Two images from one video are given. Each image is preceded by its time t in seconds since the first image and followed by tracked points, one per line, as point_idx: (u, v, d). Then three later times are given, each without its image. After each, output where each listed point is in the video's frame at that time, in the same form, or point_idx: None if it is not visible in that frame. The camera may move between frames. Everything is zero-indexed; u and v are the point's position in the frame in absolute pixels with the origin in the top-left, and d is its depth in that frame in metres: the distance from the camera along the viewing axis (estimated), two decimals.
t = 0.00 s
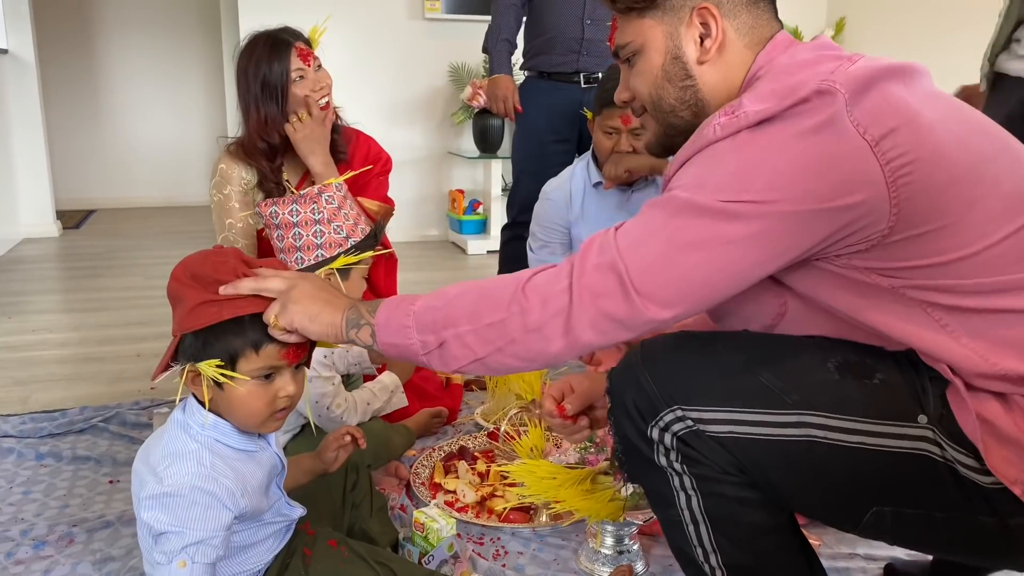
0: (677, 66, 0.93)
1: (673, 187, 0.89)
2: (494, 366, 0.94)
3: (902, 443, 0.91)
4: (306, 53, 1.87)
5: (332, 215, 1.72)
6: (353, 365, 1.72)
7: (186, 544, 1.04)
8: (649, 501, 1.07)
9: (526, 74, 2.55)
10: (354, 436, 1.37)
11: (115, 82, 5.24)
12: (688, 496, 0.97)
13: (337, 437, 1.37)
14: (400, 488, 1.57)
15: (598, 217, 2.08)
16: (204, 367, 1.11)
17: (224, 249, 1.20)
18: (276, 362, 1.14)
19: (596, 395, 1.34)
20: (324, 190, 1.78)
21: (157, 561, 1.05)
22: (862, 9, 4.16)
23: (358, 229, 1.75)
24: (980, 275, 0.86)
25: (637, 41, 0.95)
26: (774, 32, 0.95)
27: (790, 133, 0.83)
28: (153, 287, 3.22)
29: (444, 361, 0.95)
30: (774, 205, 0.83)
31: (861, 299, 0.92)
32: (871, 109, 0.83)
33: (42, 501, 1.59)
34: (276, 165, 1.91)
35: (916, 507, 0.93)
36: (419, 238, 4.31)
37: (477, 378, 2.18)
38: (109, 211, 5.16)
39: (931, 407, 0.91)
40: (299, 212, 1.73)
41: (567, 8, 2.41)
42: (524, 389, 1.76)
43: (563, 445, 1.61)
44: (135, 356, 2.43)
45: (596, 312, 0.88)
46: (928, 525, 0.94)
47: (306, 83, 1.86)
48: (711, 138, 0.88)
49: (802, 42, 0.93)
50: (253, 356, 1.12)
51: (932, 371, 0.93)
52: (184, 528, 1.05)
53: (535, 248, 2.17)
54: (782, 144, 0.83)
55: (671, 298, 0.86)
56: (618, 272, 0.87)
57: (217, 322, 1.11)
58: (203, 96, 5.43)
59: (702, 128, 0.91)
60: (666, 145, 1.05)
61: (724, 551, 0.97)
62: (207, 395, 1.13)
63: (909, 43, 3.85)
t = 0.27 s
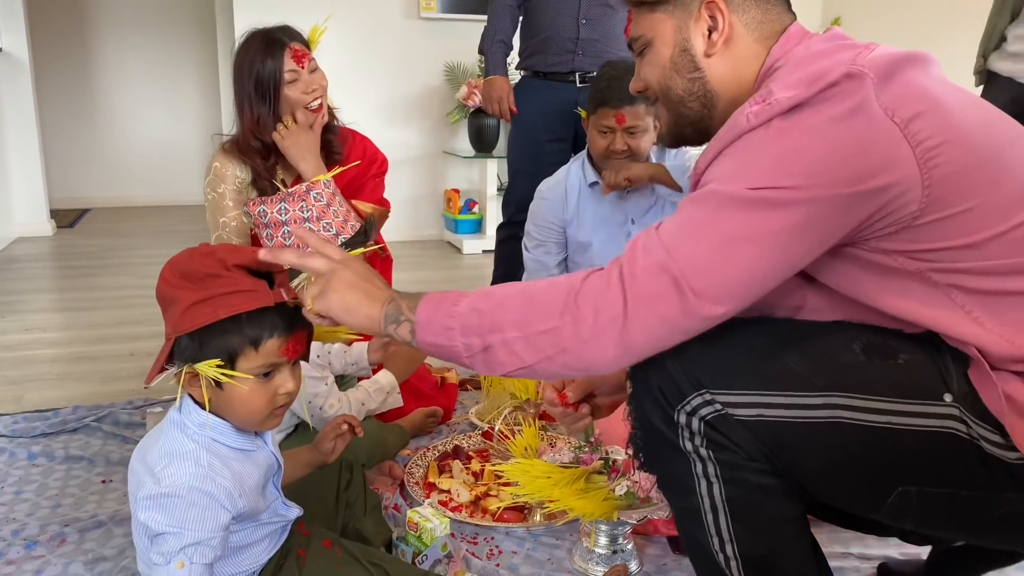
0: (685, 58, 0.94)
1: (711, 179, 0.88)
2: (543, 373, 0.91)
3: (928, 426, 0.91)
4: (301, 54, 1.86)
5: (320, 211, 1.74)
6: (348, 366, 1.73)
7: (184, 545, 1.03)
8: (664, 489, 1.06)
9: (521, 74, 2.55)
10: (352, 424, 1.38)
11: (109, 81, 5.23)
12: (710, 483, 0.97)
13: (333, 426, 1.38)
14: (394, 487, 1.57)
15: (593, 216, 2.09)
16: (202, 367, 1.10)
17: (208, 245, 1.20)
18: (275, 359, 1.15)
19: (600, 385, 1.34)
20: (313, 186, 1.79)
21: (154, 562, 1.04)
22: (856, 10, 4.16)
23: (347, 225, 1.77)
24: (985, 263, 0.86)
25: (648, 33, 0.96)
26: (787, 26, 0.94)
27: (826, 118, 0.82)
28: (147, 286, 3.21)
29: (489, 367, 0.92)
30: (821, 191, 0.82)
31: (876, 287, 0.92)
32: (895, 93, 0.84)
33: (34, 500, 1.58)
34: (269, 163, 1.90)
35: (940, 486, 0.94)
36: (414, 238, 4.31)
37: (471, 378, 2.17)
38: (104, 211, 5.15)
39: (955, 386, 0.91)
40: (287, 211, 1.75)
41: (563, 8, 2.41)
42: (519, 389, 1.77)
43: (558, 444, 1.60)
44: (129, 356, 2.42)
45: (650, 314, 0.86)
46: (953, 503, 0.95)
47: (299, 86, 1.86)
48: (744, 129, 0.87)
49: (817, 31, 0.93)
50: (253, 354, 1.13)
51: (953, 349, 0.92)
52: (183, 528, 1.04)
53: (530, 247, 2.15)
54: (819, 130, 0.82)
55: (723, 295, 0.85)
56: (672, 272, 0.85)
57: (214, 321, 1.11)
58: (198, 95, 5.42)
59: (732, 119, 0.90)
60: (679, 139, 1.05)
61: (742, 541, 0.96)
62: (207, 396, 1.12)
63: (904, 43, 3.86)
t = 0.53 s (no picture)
0: (698, 46, 0.94)
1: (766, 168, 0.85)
2: (660, 387, 0.88)
3: (951, 407, 0.91)
4: (287, 65, 1.83)
5: (315, 211, 1.78)
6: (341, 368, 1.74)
7: (172, 545, 1.02)
8: (679, 476, 1.07)
9: (515, 73, 2.55)
10: (341, 426, 1.35)
11: (101, 79, 5.20)
12: (732, 468, 0.99)
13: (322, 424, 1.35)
14: (387, 487, 1.56)
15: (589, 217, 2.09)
16: (193, 364, 1.09)
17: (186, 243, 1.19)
18: (265, 352, 1.14)
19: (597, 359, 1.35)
20: (307, 187, 1.83)
21: (141, 563, 1.03)
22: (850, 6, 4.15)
23: (341, 227, 1.80)
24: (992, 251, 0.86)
25: (666, 21, 0.96)
26: (805, 17, 0.93)
27: (874, 97, 0.82)
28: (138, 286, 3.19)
29: (603, 378, 0.90)
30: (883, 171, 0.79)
31: (895, 277, 0.91)
32: (928, 75, 0.84)
33: (24, 501, 1.57)
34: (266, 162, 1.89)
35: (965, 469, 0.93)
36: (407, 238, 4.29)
37: (465, 377, 2.16)
38: (96, 210, 5.12)
39: (977, 367, 0.91)
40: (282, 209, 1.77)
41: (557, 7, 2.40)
42: (513, 387, 1.77)
43: (552, 444, 1.60)
44: (120, 355, 2.41)
45: (759, 318, 0.81)
46: (975, 485, 0.94)
47: (280, 96, 1.84)
48: (791, 116, 0.85)
49: (837, 23, 0.92)
50: (243, 348, 1.12)
51: (974, 333, 0.92)
52: (171, 529, 1.03)
53: (524, 247, 2.14)
54: (870, 109, 0.81)
55: (822, 285, 0.81)
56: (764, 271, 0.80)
57: (203, 317, 1.10)
58: (191, 94, 5.39)
59: (772, 110, 0.88)
60: (694, 128, 1.05)
61: (759, 529, 0.98)
62: (197, 393, 1.11)
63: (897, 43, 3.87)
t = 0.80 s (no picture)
0: (714, 31, 0.92)
1: (808, 132, 0.84)
2: (739, 336, 0.86)
3: (965, 393, 0.91)
4: (293, 67, 1.83)
5: (321, 213, 1.80)
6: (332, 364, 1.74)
7: (164, 541, 1.01)
8: (688, 460, 1.05)
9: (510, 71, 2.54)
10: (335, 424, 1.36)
11: (94, 78, 5.18)
12: (746, 453, 0.97)
13: (317, 421, 1.36)
14: (383, 486, 1.57)
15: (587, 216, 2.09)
16: (191, 354, 1.09)
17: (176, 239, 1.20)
18: (262, 340, 1.14)
19: (597, 353, 1.37)
20: (314, 188, 1.86)
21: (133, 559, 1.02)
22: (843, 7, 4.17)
23: (347, 229, 1.82)
24: (996, 239, 0.87)
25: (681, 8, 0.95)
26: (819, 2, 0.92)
27: (905, 66, 0.83)
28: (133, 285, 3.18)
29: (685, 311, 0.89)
30: (935, 130, 0.79)
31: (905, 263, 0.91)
32: (952, 53, 0.86)
33: (16, 501, 1.55)
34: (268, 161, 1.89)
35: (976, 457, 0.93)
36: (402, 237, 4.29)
37: (461, 376, 2.15)
38: (89, 209, 5.10)
39: (989, 353, 0.91)
40: (288, 209, 1.80)
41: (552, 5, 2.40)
42: (508, 385, 1.75)
43: (547, 442, 1.60)
44: (113, 354, 2.40)
45: (837, 271, 0.78)
46: (988, 470, 0.93)
47: (284, 97, 1.84)
48: (826, 85, 0.85)
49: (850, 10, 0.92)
50: (240, 336, 1.12)
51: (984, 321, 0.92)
52: (164, 524, 1.02)
53: (523, 246, 2.14)
54: (904, 74, 0.82)
55: (891, 242, 0.79)
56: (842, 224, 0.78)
57: (197, 307, 1.10)
58: (184, 93, 5.38)
59: (803, 82, 0.87)
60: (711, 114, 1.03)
61: (770, 516, 0.97)
62: (195, 384, 1.10)
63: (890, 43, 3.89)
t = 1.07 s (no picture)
0: (720, 40, 0.92)
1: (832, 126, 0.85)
2: (773, 335, 0.90)
3: (967, 388, 0.91)
4: (301, 69, 1.82)
5: (330, 219, 1.70)
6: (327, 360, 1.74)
7: (172, 533, 1.02)
8: (684, 450, 1.05)
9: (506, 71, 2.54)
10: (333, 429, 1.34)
11: (88, 77, 5.16)
12: (747, 442, 0.98)
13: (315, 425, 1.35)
14: (379, 485, 1.57)
15: (584, 216, 2.09)
16: (222, 349, 1.11)
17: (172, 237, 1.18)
18: (281, 330, 1.18)
19: (601, 360, 1.39)
20: (324, 194, 1.76)
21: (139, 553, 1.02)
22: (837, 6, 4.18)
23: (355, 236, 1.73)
24: (1003, 237, 0.87)
25: (680, 26, 0.95)
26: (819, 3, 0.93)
27: (928, 56, 0.84)
28: (128, 285, 3.17)
29: (723, 308, 0.94)
30: (958, 127, 0.80)
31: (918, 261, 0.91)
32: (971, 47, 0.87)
33: (11, 501, 1.55)
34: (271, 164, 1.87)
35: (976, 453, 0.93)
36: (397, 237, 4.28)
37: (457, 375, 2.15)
38: (83, 209, 5.08)
39: (990, 350, 0.91)
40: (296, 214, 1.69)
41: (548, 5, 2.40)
42: (504, 385, 1.75)
43: (544, 441, 1.60)
44: (107, 355, 2.39)
45: (861, 272, 0.81)
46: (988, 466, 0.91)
47: (291, 99, 1.82)
48: (847, 77, 0.86)
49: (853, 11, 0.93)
50: (263, 327, 1.15)
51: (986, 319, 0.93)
52: (171, 517, 1.03)
53: (521, 246, 2.14)
54: (926, 67, 0.83)
55: (918, 238, 0.80)
56: (868, 225, 0.80)
57: (220, 303, 1.11)
58: (178, 93, 5.36)
59: (824, 72, 0.88)
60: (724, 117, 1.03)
61: (769, 506, 0.97)
62: (221, 378, 1.12)
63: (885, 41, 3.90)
